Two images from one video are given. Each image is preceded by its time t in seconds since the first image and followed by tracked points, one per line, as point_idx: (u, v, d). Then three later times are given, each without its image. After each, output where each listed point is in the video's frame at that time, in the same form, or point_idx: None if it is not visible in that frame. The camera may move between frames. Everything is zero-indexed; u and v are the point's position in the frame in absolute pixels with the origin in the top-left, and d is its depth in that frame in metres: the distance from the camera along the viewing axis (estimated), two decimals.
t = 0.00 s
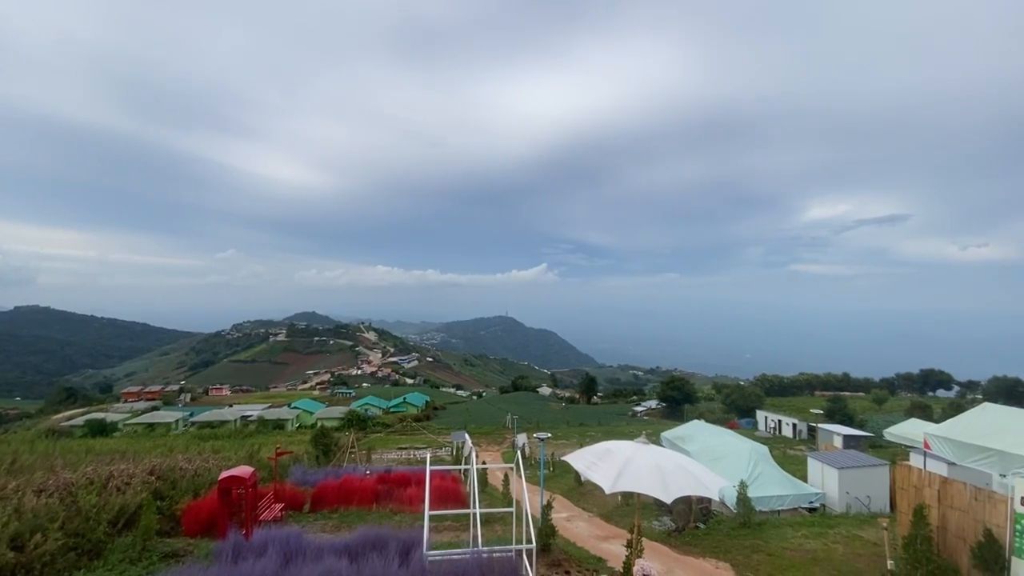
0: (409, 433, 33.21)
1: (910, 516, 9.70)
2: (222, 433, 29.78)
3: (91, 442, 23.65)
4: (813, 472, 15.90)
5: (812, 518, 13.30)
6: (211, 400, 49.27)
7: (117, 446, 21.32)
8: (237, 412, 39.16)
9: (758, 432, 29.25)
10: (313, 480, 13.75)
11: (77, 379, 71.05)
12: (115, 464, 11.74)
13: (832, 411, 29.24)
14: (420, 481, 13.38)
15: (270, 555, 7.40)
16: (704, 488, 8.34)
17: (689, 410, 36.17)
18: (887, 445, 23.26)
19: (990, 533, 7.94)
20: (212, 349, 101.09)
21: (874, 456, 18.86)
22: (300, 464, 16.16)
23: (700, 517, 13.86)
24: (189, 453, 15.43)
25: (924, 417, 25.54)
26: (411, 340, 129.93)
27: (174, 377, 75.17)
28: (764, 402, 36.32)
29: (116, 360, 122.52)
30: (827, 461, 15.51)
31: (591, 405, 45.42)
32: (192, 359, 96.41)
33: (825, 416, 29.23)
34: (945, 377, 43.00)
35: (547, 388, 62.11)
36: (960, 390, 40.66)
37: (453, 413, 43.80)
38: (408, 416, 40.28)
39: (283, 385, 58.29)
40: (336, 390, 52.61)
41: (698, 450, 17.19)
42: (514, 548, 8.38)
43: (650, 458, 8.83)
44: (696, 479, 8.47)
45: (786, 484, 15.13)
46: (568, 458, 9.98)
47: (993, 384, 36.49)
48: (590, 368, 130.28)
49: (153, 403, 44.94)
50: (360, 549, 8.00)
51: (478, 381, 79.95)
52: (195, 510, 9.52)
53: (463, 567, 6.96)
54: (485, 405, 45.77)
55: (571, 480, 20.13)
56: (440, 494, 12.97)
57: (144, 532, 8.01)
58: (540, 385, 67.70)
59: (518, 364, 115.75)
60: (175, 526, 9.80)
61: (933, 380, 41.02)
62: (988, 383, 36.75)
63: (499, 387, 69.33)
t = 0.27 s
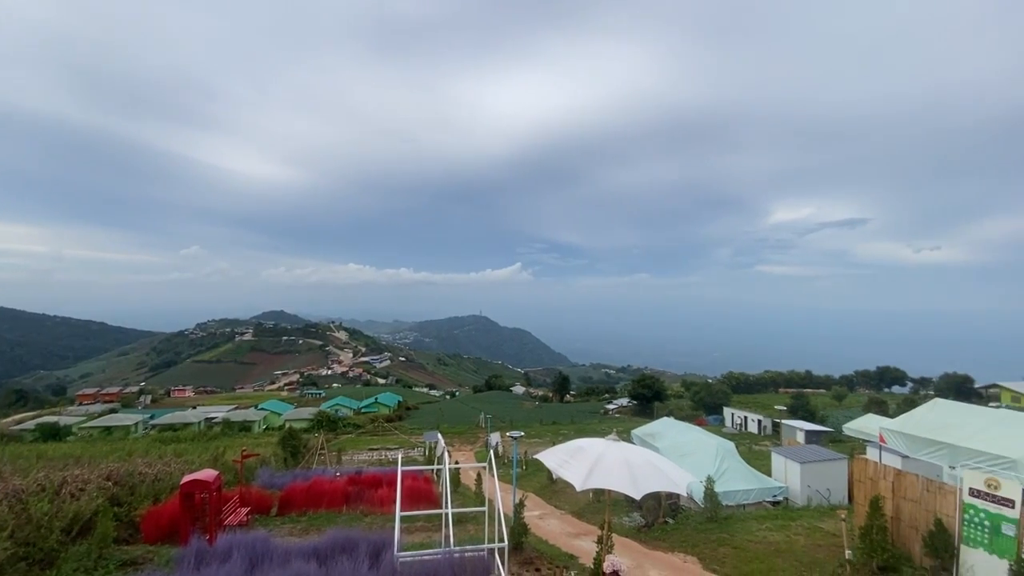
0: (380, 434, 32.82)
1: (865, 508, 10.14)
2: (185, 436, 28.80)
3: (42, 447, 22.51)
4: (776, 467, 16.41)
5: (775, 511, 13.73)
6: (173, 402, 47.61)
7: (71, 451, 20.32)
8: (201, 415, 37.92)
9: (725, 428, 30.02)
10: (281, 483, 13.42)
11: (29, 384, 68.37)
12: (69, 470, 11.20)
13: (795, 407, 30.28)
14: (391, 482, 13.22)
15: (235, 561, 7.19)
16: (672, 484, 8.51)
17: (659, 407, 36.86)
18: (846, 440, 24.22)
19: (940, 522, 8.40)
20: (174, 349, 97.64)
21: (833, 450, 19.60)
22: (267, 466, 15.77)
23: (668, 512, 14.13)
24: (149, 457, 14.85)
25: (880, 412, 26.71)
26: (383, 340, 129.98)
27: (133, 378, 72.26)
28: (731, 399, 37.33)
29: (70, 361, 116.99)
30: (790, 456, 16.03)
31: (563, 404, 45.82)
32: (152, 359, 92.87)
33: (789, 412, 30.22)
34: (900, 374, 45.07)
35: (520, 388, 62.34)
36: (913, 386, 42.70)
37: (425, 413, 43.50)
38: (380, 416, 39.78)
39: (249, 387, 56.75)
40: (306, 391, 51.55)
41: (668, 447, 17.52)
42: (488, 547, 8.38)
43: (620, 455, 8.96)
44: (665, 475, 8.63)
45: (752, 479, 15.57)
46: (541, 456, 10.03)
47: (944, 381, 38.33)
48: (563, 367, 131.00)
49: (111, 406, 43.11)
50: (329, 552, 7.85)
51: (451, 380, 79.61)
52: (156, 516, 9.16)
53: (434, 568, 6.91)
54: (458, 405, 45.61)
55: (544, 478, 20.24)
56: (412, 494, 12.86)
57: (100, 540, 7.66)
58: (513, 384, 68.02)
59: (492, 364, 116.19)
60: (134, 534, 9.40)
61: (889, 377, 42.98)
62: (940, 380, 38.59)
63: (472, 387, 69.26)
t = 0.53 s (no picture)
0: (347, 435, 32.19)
1: (821, 499, 10.54)
2: (139, 439, 27.51)
3: None
4: (738, 461, 16.89)
5: (737, 504, 14.12)
6: (127, 404, 45.50)
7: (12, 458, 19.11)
8: (156, 417, 36.34)
9: (689, 424, 30.75)
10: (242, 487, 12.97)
11: None
12: (10, 477, 10.49)
13: (756, 403, 31.28)
14: (358, 484, 12.97)
15: (192, 569, 6.88)
16: (639, 480, 8.61)
17: (627, 404, 37.47)
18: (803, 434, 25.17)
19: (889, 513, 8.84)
20: (128, 349, 93.23)
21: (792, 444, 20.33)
22: (227, 470, 15.21)
23: (635, 508, 14.34)
24: (99, 462, 14.10)
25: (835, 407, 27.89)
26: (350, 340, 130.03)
27: (82, 380, 68.60)
28: (696, 396, 38.29)
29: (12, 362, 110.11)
30: (751, 450, 16.53)
31: (533, 403, 46.04)
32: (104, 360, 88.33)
33: (750, 408, 31.19)
34: (853, 371, 47.19)
35: (490, 387, 62.35)
36: (865, 383, 44.80)
37: (394, 413, 42.95)
38: (347, 416, 39.04)
39: (209, 388, 54.72)
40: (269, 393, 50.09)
41: (635, 443, 17.80)
42: (457, 547, 8.29)
43: (587, 452, 9.01)
44: (632, 471, 8.73)
45: (715, 473, 15.98)
46: (509, 454, 9.99)
47: (894, 379, 40.22)
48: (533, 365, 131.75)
49: (57, 409, 40.76)
50: (293, 557, 7.61)
51: (421, 380, 78.92)
52: (107, 523, 8.67)
53: (401, 569, 6.79)
54: (427, 404, 45.22)
55: (513, 477, 20.25)
56: (379, 496, 12.64)
57: (45, 551, 7.20)
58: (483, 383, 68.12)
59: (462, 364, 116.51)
60: (83, 543, 8.85)
61: (843, 374, 44.98)
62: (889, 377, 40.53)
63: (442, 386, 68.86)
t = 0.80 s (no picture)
0: (310, 437, 31.37)
1: (775, 491, 10.92)
2: (85, 445, 26.01)
3: None
4: (699, 456, 17.33)
5: (698, 498, 14.49)
6: (72, 408, 42.93)
7: None
8: (104, 421, 34.45)
9: (653, 420, 31.42)
10: (198, 492, 12.41)
11: None
12: None
13: (716, 399, 32.26)
14: (321, 486, 12.61)
15: None
16: (603, 476, 8.68)
17: (592, 401, 37.99)
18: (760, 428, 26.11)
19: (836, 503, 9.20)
20: (73, 350, 88.11)
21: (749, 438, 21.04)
22: (181, 475, 14.53)
23: (600, 503, 14.51)
24: (38, 470, 13.22)
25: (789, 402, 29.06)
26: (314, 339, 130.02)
27: (22, 383, 64.38)
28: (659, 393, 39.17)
29: None
30: (711, 445, 17.00)
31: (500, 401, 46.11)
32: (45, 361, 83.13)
33: (711, 404, 32.11)
34: (806, 367, 49.35)
35: (457, 386, 62.09)
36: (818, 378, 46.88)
37: (359, 413, 42.18)
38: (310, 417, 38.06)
39: (163, 390, 52.28)
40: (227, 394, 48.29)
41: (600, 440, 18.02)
42: (423, 548, 8.16)
43: (553, 449, 9.03)
44: (597, 467, 8.79)
45: (676, 468, 16.35)
46: (474, 454, 9.91)
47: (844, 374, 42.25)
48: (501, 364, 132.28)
49: None
50: (251, 564, 7.32)
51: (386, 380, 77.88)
52: (48, 535, 8.13)
53: (365, 572, 6.62)
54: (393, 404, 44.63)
55: (479, 476, 20.19)
56: (342, 498, 12.34)
57: None
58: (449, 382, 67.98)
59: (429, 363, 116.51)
60: (22, 556, 8.31)
61: (797, 370, 46.99)
62: (840, 373, 42.49)
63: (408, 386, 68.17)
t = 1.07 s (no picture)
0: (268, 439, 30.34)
1: (731, 484, 11.23)
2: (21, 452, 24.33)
3: None
4: (660, 451, 17.67)
5: (658, 492, 14.77)
6: (6, 413, 40.04)
7: None
8: (43, 426, 32.35)
9: (616, 417, 31.93)
10: (146, 499, 11.74)
11: None
12: None
13: (677, 395, 33.07)
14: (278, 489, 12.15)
15: None
16: (566, 473, 8.68)
17: (557, 399, 38.30)
18: (718, 423, 26.88)
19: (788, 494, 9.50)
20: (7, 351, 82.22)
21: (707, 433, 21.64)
22: (128, 482, 13.73)
23: (563, 500, 14.59)
24: None
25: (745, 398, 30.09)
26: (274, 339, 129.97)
27: None
28: (622, 390, 39.87)
29: None
30: (671, 440, 17.35)
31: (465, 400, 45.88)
32: None
33: (672, 400, 32.85)
34: (762, 364, 51.29)
35: (422, 386, 61.48)
36: (772, 374, 48.80)
37: (320, 414, 41.14)
38: (268, 419, 36.81)
39: (109, 394, 49.53)
40: (180, 397, 46.19)
41: (564, 438, 18.14)
42: (387, 551, 7.91)
43: (517, 447, 8.98)
44: (559, 464, 8.79)
45: (638, 463, 16.61)
46: (437, 454, 9.75)
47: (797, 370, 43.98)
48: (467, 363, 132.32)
49: None
50: (203, 573, 6.95)
51: (349, 380, 76.32)
52: None
53: None
54: (356, 405, 43.75)
55: (444, 475, 19.99)
56: (301, 502, 11.92)
57: None
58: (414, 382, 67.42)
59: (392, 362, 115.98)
60: None
61: (754, 366, 48.85)
62: (793, 369, 44.25)
63: (372, 386, 67.06)
